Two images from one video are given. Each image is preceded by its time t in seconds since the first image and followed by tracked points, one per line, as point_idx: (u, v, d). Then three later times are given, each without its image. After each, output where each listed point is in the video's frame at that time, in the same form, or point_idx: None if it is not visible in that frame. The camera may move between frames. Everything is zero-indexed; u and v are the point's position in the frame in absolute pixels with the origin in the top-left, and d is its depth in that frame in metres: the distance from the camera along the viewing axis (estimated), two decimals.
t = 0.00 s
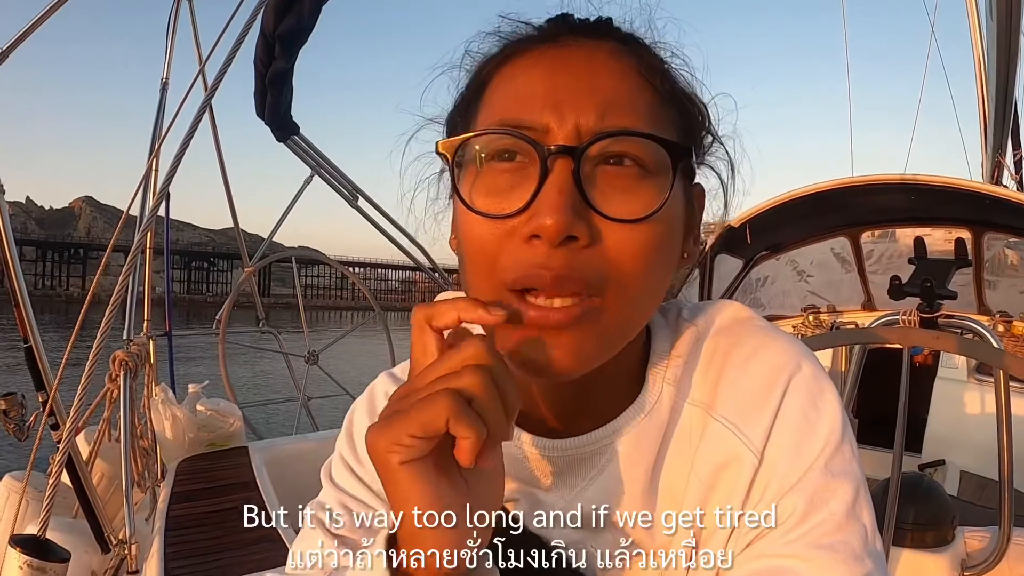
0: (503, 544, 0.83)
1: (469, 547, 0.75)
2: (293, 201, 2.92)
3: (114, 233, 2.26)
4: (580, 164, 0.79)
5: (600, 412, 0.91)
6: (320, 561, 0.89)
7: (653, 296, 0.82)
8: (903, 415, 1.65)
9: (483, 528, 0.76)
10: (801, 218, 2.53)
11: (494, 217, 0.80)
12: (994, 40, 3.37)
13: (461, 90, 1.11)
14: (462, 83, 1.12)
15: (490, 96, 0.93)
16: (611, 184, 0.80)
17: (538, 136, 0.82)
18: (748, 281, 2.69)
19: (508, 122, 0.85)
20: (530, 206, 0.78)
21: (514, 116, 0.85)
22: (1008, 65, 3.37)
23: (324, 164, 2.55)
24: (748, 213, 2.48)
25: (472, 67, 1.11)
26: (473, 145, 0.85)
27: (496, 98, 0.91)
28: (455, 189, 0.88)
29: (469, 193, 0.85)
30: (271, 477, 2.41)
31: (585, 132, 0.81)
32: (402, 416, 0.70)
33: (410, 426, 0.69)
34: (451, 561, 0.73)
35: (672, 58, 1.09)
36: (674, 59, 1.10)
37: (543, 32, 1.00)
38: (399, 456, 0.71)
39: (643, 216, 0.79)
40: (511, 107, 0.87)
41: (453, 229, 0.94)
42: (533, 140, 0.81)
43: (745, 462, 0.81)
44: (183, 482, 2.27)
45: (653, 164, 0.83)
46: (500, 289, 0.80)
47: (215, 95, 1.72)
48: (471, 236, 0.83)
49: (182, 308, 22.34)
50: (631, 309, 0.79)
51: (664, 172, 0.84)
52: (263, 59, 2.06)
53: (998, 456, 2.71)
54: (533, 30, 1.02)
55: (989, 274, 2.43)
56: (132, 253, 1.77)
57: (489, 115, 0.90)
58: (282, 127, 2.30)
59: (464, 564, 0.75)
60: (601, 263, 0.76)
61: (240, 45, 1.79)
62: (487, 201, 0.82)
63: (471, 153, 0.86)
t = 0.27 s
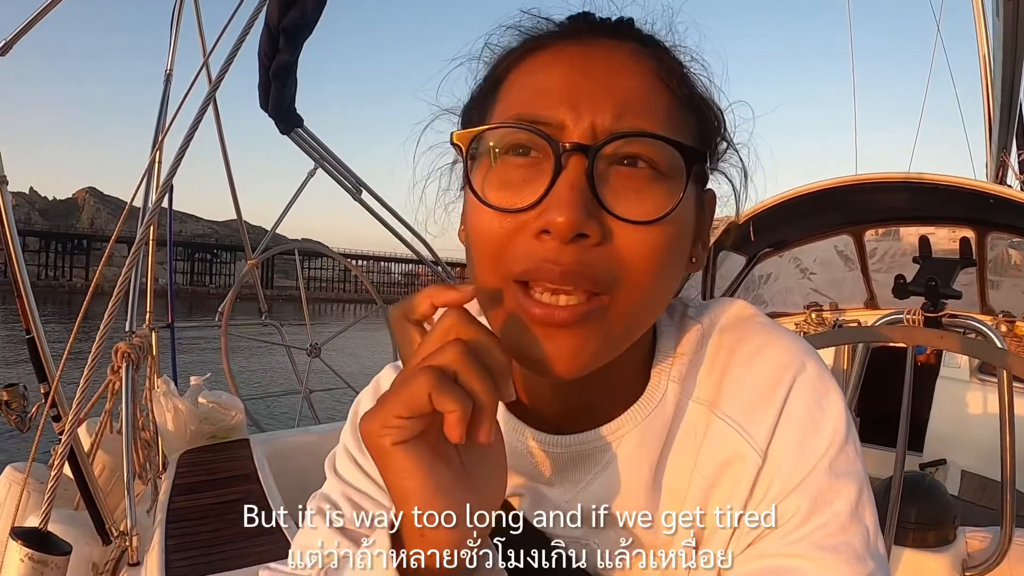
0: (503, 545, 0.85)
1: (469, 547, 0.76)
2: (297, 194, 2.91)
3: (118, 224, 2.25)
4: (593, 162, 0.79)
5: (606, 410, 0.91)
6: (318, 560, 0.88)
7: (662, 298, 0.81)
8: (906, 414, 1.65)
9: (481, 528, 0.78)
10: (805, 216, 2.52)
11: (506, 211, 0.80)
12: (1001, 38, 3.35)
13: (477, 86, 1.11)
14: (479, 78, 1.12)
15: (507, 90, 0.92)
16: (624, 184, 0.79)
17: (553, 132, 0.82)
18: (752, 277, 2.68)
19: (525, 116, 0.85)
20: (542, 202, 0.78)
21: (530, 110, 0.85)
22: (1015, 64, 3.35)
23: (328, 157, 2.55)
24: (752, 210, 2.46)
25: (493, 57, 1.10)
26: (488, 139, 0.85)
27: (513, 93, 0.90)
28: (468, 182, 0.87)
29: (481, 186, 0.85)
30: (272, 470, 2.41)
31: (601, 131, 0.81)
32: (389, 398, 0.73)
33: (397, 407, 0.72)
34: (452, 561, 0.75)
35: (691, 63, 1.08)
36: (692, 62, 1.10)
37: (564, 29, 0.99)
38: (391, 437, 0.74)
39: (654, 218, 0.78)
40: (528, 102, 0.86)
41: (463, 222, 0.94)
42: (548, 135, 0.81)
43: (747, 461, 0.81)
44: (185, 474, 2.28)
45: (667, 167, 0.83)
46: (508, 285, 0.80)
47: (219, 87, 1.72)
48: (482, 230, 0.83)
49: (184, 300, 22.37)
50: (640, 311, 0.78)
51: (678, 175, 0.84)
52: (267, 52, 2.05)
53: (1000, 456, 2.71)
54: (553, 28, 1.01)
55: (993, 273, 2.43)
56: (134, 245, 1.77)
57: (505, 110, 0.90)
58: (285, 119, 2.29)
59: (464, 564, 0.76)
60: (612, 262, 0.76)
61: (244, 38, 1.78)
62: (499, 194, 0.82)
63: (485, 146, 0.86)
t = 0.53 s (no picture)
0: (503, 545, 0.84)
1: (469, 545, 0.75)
2: (293, 192, 2.91)
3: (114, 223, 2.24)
4: (587, 154, 0.79)
5: (602, 405, 0.90)
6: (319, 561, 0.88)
7: (656, 290, 0.81)
8: (903, 411, 1.65)
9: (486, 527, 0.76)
10: (802, 213, 2.52)
11: (500, 204, 0.80)
12: (996, 36, 3.36)
13: (468, 89, 1.11)
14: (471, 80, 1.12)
15: (500, 87, 0.92)
16: (618, 176, 0.79)
17: (547, 125, 0.82)
18: (748, 275, 2.65)
19: (518, 111, 0.85)
20: (536, 194, 0.78)
21: (523, 105, 0.85)
22: (1011, 62, 3.36)
23: (324, 156, 2.54)
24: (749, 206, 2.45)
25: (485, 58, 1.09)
26: (481, 133, 0.85)
27: (505, 90, 0.90)
28: (462, 176, 0.87)
29: (475, 181, 0.85)
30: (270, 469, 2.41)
31: (594, 124, 0.81)
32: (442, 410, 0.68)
33: (450, 422, 0.67)
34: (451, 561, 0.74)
35: (682, 61, 1.08)
36: (684, 61, 1.10)
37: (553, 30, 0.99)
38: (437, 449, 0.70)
39: (648, 208, 0.78)
40: (521, 97, 0.86)
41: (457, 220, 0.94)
42: (542, 128, 0.81)
43: (745, 460, 0.81)
44: (182, 474, 2.27)
45: (660, 160, 0.83)
46: (502, 277, 0.79)
47: (214, 86, 1.71)
48: (476, 225, 0.83)
49: (181, 300, 22.32)
50: (633, 303, 0.78)
51: (671, 168, 0.84)
52: (262, 50, 2.04)
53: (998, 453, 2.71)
54: (544, 28, 1.02)
55: (989, 270, 2.43)
56: (131, 244, 1.76)
57: (498, 106, 0.90)
58: (282, 118, 2.29)
59: (464, 564, 0.75)
60: (607, 252, 0.75)
61: (240, 36, 1.77)
62: (493, 188, 0.82)
63: (478, 140, 0.86)
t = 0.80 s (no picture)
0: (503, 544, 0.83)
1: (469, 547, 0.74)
2: (289, 186, 2.89)
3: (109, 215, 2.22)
4: (588, 154, 0.78)
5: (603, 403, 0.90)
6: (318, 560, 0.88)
7: (657, 291, 0.80)
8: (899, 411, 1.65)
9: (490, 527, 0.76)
10: (800, 211, 2.52)
11: (501, 206, 0.79)
12: (994, 37, 3.36)
13: (469, 86, 1.10)
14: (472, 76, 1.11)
15: (500, 83, 0.91)
16: (620, 176, 0.78)
17: (547, 125, 0.81)
18: (744, 272, 2.65)
19: (518, 111, 0.84)
20: (537, 195, 0.77)
21: (523, 104, 0.84)
22: (1008, 62, 3.37)
23: (320, 149, 2.53)
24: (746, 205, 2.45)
25: (485, 56, 1.08)
26: (481, 133, 0.84)
27: (505, 87, 0.89)
28: (462, 177, 0.86)
29: (475, 181, 0.84)
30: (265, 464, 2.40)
31: (595, 124, 0.80)
32: (466, 409, 0.69)
33: (474, 424, 0.69)
34: (453, 560, 0.74)
35: (682, 53, 1.08)
36: (686, 55, 1.09)
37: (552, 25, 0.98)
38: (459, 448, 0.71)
39: (649, 209, 0.78)
40: (521, 95, 0.85)
41: (458, 218, 0.93)
42: (542, 129, 0.80)
43: (749, 458, 0.81)
44: (176, 468, 2.26)
45: (660, 159, 0.82)
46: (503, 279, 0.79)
47: (212, 79, 1.69)
48: (476, 225, 0.82)
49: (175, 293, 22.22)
50: (633, 304, 0.78)
51: (672, 167, 0.83)
52: (260, 43, 2.02)
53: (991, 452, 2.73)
54: (545, 23, 1.01)
55: (984, 270, 2.44)
56: (126, 238, 1.75)
57: (497, 104, 0.89)
58: (278, 111, 2.27)
59: (464, 564, 0.74)
60: (608, 255, 0.75)
61: (238, 29, 1.75)
62: (494, 188, 0.81)
63: (478, 140, 0.85)
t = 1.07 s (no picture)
0: (503, 544, 0.82)
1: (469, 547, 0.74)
2: (286, 198, 2.90)
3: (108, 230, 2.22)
4: (577, 182, 0.79)
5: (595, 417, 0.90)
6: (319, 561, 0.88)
7: (650, 311, 0.81)
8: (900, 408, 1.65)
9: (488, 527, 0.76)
10: (796, 211, 2.53)
11: (491, 235, 0.80)
12: (986, 33, 3.38)
13: (452, 91, 1.09)
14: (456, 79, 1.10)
15: (484, 101, 0.92)
16: (610, 201, 0.79)
17: (535, 152, 0.82)
18: (742, 275, 2.65)
19: (504, 136, 0.85)
20: (527, 225, 0.78)
21: (510, 131, 0.85)
22: (1000, 58, 3.38)
23: (317, 161, 2.54)
24: (742, 206, 2.46)
25: (464, 61, 1.08)
26: (466, 161, 0.85)
27: (490, 106, 0.90)
28: (451, 202, 0.87)
29: (465, 208, 0.85)
30: (267, 476, 2.40)
31: (583, 149, 0.81)
32: (410, 408, 0.71)
33: (417, 422, 0.71)
34: (452, 561, 0.73)
35: (668, 58, 1.08)
36: (672, 60, 1.09)
37: (535, 33, 0.98)
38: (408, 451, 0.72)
39: (640, 234, 0.79)
40: (508, 120, 0.86)
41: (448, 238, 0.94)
42: (529, 157, 0.81)
43: (743, 460, 0.81)
44: (179, 482, 2.26)
45: (650, 180, 0.82)
46: (497, 308, 0.80)
47: (206, 93, 1.70)
48: (469, 252, 0.83)
49: (176, 307, 22.23)
50: (626, 328, 0.79)
51: (662, 186, 0.83)
52: (254, 57, 2.04)
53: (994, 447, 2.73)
54: (527, 27, 1.01)
55: (983, 265, 2.44)
56: (125, 252, 1.75)
57: (483, 127, 0.89)
58: (274, 125, 2.28)
59: (464, 564, 0.74)
60: (600, 283, 0.76)
61: (231, 43, 1.76)
62: (484, 217, 0.82)
63: (464, 168, 0.85)
